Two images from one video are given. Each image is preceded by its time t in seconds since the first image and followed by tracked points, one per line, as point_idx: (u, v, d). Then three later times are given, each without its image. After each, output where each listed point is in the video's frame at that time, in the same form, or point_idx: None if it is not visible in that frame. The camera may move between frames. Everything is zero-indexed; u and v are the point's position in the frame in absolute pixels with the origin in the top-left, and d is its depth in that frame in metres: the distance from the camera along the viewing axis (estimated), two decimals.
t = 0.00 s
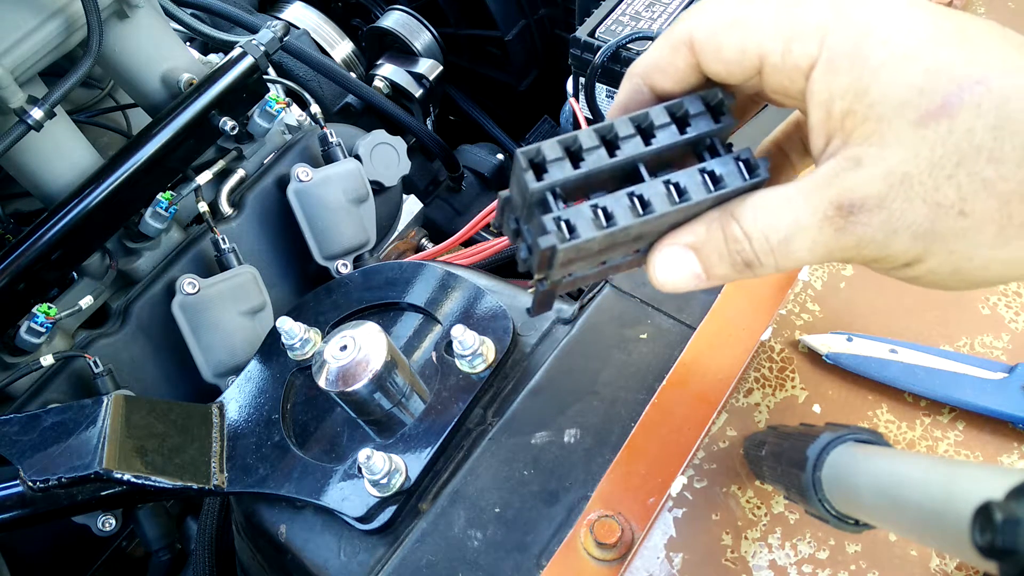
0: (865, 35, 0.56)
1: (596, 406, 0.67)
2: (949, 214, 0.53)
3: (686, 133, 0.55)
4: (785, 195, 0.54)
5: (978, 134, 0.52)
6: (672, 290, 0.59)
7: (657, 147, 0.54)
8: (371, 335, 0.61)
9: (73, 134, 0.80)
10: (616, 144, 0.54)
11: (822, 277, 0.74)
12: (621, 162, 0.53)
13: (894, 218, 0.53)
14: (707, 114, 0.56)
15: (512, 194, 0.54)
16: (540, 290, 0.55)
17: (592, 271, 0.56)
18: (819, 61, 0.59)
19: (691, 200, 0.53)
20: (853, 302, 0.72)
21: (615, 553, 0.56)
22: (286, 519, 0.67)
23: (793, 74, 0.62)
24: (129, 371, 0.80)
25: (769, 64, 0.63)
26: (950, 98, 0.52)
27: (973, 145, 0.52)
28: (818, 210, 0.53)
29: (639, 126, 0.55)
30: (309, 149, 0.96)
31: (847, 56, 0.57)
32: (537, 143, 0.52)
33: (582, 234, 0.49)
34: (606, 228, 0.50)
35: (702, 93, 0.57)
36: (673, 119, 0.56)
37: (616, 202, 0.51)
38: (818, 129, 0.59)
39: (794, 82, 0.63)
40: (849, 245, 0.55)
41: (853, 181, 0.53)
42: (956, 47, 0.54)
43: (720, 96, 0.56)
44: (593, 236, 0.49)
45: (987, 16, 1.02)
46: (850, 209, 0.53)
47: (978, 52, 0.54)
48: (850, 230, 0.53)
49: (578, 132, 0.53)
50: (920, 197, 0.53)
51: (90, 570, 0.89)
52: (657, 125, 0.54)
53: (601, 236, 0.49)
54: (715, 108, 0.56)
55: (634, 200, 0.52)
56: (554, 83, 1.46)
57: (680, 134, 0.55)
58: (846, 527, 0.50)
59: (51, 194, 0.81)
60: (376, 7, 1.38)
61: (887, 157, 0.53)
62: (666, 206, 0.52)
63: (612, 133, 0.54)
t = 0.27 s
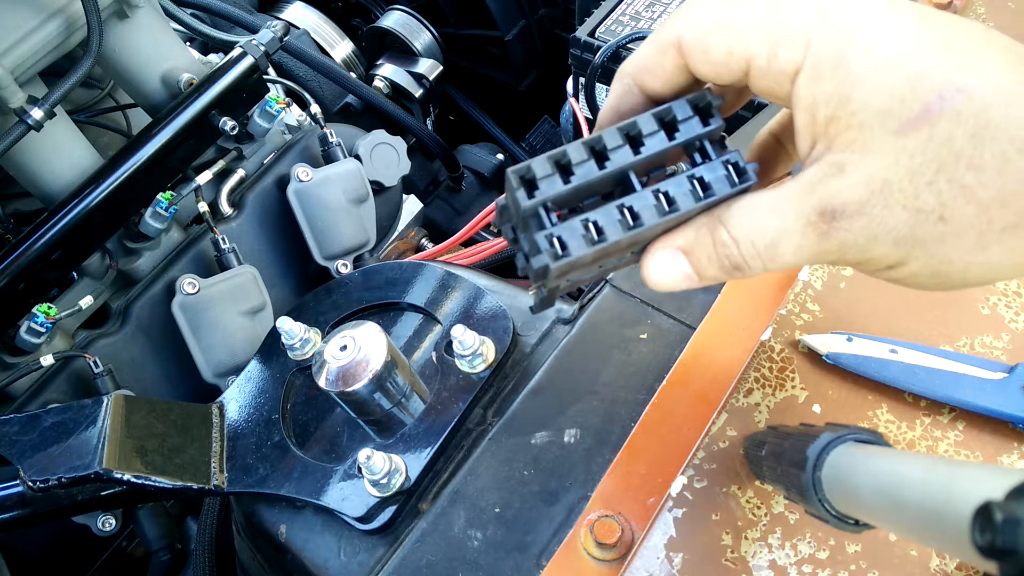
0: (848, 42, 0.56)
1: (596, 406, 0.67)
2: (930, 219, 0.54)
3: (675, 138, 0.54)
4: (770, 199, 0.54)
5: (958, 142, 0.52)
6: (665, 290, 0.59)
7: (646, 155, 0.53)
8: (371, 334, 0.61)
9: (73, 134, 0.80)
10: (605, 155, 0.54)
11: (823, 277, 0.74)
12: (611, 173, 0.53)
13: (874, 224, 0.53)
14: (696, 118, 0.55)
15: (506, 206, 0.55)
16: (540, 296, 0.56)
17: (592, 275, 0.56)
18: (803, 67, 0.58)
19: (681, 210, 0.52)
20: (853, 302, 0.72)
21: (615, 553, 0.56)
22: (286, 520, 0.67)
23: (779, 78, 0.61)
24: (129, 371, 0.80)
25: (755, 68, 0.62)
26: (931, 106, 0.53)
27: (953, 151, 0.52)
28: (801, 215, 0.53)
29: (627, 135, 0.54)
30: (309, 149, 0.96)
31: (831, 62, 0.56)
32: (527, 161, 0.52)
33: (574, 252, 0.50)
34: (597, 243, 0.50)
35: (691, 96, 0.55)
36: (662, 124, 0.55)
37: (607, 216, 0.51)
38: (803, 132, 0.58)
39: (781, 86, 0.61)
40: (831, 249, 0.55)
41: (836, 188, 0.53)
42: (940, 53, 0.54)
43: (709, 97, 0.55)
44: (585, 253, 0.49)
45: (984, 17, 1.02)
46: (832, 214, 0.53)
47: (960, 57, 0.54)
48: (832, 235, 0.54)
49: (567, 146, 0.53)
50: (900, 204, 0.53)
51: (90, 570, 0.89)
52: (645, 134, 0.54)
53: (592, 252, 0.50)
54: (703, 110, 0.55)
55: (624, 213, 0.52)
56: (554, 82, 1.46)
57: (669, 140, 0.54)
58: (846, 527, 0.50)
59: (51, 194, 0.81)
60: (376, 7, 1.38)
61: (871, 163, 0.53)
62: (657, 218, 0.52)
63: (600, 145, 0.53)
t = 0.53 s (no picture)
0: (813, 31, 0.55)
1: (596, 406, 0.67)
2: (892, 207, 0.53)
3: (648, 132, 0.55)
4: (742, 188, 0.54)
5: (919, 130, 0.52)
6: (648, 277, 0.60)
7: (619, 152, 0.55)
8: (371, 335, 0.61)
9: (73, 134, 0.80)
10: (581, 154, 0.55)
11: (822, 277, 0.74)
12: (586, 172, 0.54)
13: (841, 212, 0.54)
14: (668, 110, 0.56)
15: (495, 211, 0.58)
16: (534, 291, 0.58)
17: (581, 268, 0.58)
18: (772, 57, 0.58)
19: (655, 204, 0.54)
20: (853, 302, 0.72)
21: (615, 553, 0.56)
22: (286, 519, 0.67)
23: (750, 70, 0.61)
24: (129, 371, 0.80)
25: (727, 60, 0.62)
26: (893, 95, 0.52)
27: (915, 142, 0.52)
28: (771, 203, 0.54)
29: (601, 132, 0.56)
30: (309, 149, 0.96)
31: (798, 52, 0.56)
32: (504, 166, 0.55)
33: (552, 253, 0.52)
34: (575, 243, 0.52)
35: (661, 89, 0.56)
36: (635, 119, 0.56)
37: (584, 215, 0.53)
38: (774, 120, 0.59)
39: (752, 76, 0.62)
40: (801, 238, 0.56)
41: (801, 176, 0.54)
42: (903, 40, 0.53)
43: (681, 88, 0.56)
44: (563, 253, 0.52)
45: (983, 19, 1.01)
46: (800, 202, 0.53)
47: (924, 43, 0.52)
48: (801, 222, 0.54)
49: (543, 149, 0.55)
50: (865, 192, 0.53)
51: (91, 570, 0.89)
52: (617, 130, 0.55)
53: (571, 251, 0.52)
54: (675, 102, 0.56)
55: (601, 211, 0.54)
56: (554, 83, 1.46)
57: (642, 134, 0.55)
58: (846, 527, 0.50)
59: (51, 195, 0.81)
60: (376, 7, 1.38)
61: (837, 151, 0.53)
62: (632, 214, 0.54)
63: (575, 145, 0.55)
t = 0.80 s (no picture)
0: (809, 34, 0.56)
1: (596, 406, 0.67)
2: (896, 204, 0.54)
3: (628, 140, 0.54)
4: (738, 192, 0.54)
5: (919, 127, 0.52)
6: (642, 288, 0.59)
7: (599, 162, 0.53)
8: (371, 335, 0.61)
9: (73, 134, 0.80)
10: (561, 166, 0.54)
11: (822, 277, 0.74)
12: (567, 185, 0.53)
13: (843, 211, 0.54)
14: (648, 116, 0.54)
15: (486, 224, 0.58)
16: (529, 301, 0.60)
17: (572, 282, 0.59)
18: (769, 61, 0.59)
19: (637, 212, 0.53)
20: (853, 302, 0.72)
21: (615, 553, 0.56)
22: (286, 519, 0.67)
23: (747, 77, 0.62)
24: (129, 371, 0.80)
25: (722, 70, 0.63)
26: (891, 93, 0.53)
27: (916, 138, 0.52)
28: (769, 205, 0.54)
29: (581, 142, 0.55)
30: (309, 149, 0.96)
31: (794, 56, 0.56)
32: (485, 184, 0.54)
33: (535, 266, 0.53)
34: (557, 255, 0.53)
35: (640, 96, 0.55)
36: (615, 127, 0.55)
37: (565, 227, 0.54)
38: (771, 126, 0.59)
39: (750, 83, 0.63)
40: (801, 239, 0.55)
41: (800, 176, 0.53)
42: (898, 38, 0.53)
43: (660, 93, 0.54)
44: (544, 266, 0.53)
45: (983, 20, 1.01)
46: (799, 202, 0.53)
47: (919, 41, 0.53)
48: (800, 223, 0.54)
49: (522, 163, 0.54)
50: (867, 191, 0.53)
51: (91, 570, 0.89)
52: (596, 141, 0.54)
53: (553, 263, 0.53)
54: (655, 109, 0.55)
55: (582, 222, 0.54)
56: (554, 83, 1.46)
57: (621, 142, 0.54)
58: (846, 527, 0.50)
59: (51, 195, 0.81)
60: (376, 7, 1.38)
61: (834, 152, 0.53)
62: (614, 222, 0.53)
63: (555, 157, 0.54)
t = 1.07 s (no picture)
0: (818, 43, 0.56)
1: (596, 406, 0.67)
2: (915, 209, 0.54)
3: (632, 149, 0.53)
4: (751, 199, 0.53)
5: (936, 131, 0.53)
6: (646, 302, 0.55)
7: (602, 170, 0.52)
8: (371, 335, 0.61)
9: (73, 134, 0.80)
10: (565, 176, 0.53)
11: (823, 277, 0.74)
12: (570, 192, 0.52)
13: (859, 217, 0.53)
14: (652, 126, 0.54)
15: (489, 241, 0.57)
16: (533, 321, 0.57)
17: (575, 297, 0.56)
18: (779, 71, 0.59)
19: (640, 217, 0.51)
20: (853, 302, 0.72)
21: (614, 553, 0.56)
22: (286, 520, 0.67)
23: (757, 87, 0.61)
24: (129, 371, 0.80)
25: (732, 81, 0.62)
26: (907, 97, 0.53)
27: (932, 142, 0.53)
28: (785, 212, 0.53)
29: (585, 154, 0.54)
30: (309, 149, 0.96)
31: (804, 65, 0.57)
32: (488, 193, 0.53)
33: (534, 271, 0.50)
34: (557, 261, 0.50)
35: (644, 107, 0.54)
36: (619, 138, 0.54)
37: (566, 233, 0.51)
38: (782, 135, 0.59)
39: (760, 95, 0.62)
40: (816, 246, 0.54)
41: (817, 183, 0.53)
42: (909, 45, 0.55)
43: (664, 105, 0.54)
44: (544, 271, 0.50)
45: (983, 21, 1.01)
46: (816, 209, 0.52)
47: (928, 48, 0.54)
48: (817, 230, 0.53)
49: (525, 173, 0.53)
50: (884, 195, 0.53)
51: (90, 570, 0.89)
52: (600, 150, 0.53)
53: (553, 268, 0.50)
54: (659, 119, 0.54)
55: (585, 228, 0.51)
56: (554, 83, 1.46)
57: (626, 151, 0.53)
58: (846, 527, 0.50)
59: (51, 195, 0.81)
60: (376, 7, 1.38)
61: (849, 157, 0.53)
62: (616, 227, 0.51)
63: (558, 167, 0.53)
